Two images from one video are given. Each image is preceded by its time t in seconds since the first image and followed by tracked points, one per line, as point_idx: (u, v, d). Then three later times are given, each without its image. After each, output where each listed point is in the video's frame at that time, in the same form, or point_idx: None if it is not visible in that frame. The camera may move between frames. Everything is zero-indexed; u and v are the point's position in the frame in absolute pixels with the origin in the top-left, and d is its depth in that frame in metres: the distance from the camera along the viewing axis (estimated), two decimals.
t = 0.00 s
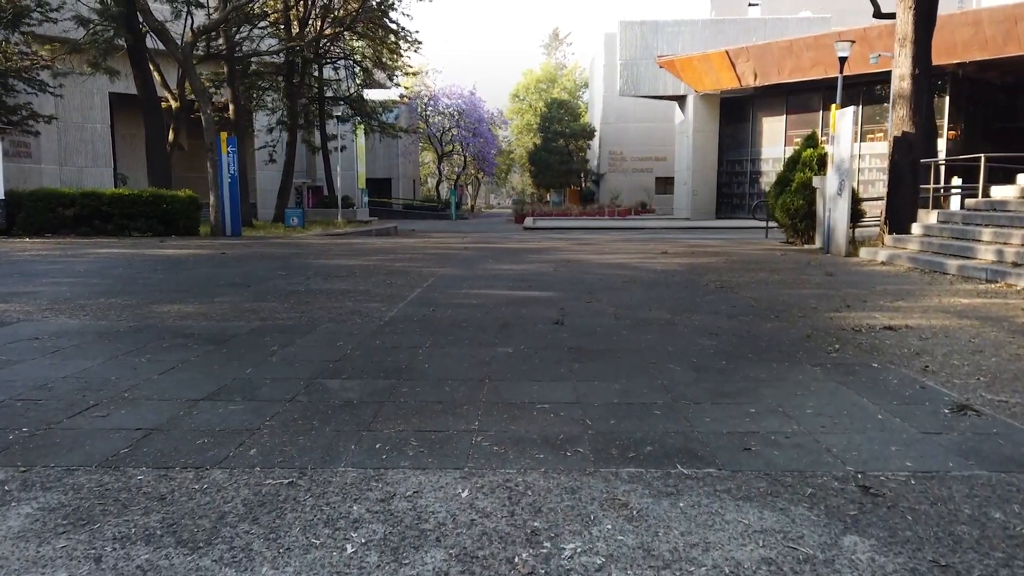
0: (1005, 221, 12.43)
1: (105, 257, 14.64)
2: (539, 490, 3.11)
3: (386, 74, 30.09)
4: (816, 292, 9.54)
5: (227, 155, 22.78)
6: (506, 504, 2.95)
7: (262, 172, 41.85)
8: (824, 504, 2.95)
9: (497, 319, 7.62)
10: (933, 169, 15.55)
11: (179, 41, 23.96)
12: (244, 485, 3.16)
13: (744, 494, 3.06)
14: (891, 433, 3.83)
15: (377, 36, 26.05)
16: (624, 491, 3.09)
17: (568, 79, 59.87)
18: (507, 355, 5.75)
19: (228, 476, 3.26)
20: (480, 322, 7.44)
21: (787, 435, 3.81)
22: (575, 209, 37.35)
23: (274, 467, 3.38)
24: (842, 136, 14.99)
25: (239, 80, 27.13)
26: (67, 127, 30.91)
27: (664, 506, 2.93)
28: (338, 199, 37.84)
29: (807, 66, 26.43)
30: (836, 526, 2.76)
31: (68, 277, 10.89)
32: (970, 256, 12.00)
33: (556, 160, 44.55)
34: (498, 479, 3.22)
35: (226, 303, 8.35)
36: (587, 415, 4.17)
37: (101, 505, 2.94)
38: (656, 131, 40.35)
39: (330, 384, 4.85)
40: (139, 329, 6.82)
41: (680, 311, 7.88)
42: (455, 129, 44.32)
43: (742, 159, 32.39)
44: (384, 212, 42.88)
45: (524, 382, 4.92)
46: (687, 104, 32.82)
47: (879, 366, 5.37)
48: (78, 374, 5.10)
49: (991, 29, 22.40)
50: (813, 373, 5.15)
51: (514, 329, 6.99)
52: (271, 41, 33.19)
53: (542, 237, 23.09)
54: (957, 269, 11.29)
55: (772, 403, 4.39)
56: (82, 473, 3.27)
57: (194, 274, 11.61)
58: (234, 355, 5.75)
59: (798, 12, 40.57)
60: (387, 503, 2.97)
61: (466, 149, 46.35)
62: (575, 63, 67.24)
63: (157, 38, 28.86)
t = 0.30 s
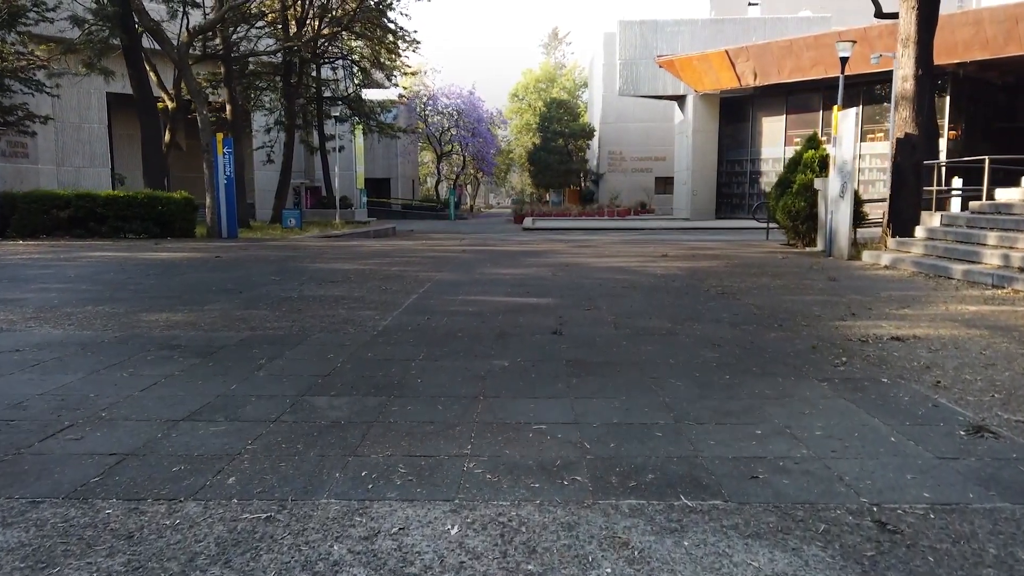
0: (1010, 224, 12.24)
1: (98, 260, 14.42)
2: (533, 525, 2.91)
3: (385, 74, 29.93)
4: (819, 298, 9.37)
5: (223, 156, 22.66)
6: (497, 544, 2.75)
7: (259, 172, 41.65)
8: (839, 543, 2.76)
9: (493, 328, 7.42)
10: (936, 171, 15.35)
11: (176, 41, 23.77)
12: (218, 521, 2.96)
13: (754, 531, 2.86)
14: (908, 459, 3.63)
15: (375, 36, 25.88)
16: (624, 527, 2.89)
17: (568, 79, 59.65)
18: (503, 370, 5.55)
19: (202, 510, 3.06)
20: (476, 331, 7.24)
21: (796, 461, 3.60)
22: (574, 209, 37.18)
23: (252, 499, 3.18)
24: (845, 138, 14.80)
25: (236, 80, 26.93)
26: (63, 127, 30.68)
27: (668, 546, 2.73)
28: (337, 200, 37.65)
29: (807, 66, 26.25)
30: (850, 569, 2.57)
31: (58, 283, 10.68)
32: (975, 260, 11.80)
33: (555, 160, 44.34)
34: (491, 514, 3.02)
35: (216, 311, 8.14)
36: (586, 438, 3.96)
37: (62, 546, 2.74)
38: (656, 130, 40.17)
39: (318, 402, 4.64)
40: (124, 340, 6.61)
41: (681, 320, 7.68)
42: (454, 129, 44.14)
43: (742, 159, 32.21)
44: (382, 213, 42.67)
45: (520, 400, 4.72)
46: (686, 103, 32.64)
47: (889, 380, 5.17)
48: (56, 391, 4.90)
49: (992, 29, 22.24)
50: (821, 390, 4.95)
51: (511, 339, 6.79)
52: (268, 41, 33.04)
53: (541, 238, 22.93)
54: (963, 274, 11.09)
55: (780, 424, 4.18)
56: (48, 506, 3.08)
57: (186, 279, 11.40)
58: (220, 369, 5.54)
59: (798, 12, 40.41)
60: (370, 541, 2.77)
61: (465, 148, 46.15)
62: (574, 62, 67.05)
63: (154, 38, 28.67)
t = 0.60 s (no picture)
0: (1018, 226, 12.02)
1: (90, 262, 14.18)
2: (532, 561, 2.69)
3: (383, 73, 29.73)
4: (825, 303, 9.15)
5: (219, 156, 22.28)
6: None
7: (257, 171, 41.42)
8: None
9: (490, 335, 7.19)
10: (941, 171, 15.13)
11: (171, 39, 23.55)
12: (189, 556, 2.72)
13: (772, 568, 2.63)
14: (932, 484, 3.39)
15: (374, 35, 25.69)
16: (630, 563, 2.66)
17: (567, 78, 59.49)
18: (500, 381, 5.31)
19: (172, 542, 2.83)
20: (474, 338, 7.01)
21: (812, 484, 3.38)
22: (574, 209, 36.98)
23: (228, 530, 2.94)
24: (849, 138, 14.58)
25: (233, 79, 26.73)
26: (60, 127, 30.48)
27: None
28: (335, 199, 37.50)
29: (808, 65, 26.05)
30: None
31: (46, 286, 10.45)
32: (983, 263, 11.58)
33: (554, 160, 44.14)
34: (485, 547, 2.79)
35: (205, 317, 7.91)
36: (587, 458, 3.73)
37: None
38: (656, 130, 39.98)
39: (304, 418, 4.40)
40: (107, 348, 6.37)
41: (683, 325, 7.46)
42: (453, 128, 43.95)
43: (743, 159, 32.03)
44: (382, 213, 42.55)
45: (517, 414, 4.48)
46: (686, 103, 32.45)
47: (904, 393, 4.94)
48: (30, 405, 4.66)
49: (994, 28, 22.04)
50: (833, 402, 4.72)
51: (509, 346, 6.57)
52: (266, 40, 32.81)
53: (540, 239, 22.66)
54: (971, 277, 10.86)
55: (793, 442, 3.95)
56: (6, 539, 2.85)
57: (178, 282, 11.16)
58: (204, 379, 5.32)
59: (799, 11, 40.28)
60: None
61: (464, 148, 45.95)
62: (573, 62, 66.92)
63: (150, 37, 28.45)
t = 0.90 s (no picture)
0: None
1: (81, 264, 13.90)
2: None
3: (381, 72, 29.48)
4: (831, 307, 8.89)
5: (214, 155, 21.99)
6: None
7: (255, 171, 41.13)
8: None
9: (487, 341, 6.91)
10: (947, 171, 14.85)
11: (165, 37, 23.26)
12: None
13: None
14: (961, 512, 3.12)
15: (371, 33, 25.45)
16: None
17: (566, 77, 59.23)
18: (495, 393, 5.03)
19: None
20: (469, 344, 6.73)
21: (831, 512, 3.11)
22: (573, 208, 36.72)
23: (191, 568, 2.68)
24: (854, 137, 14.31)
25: (229, 78, 26.45)
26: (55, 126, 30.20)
27: None
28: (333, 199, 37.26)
29: (808, 64, 25.82)
30: None
31: (30, 289, 10.15)
32: (992, 264, 11.32)
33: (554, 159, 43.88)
34: None
35: (191, 322, 7.62)
36: (588, 482, 3.45)
37: None
38: (656, 129, 39.73)
39: (286, 434, 4.13)
40: (86, 356, 6.09)
41: (687, 331, 7.19)
42: (452, 127, 43.69)
43: (743, 158, 31.79)
44: (380, 212, 42.29)
45: (512, 431, 4.20)
46: (686, 102, 32.21)
47: (922, 406, 4.67)
48: None
49: (997, 27, 21.75)
50: (848, 417, 4.45)
51: (506, 353, 6.31)
52: (263, 38, 32.54)
53: (539, 239, 22.39)
54: (981, 279, 10.60)
55: (809, 463, 3.68)
56: None
57: (167, 284, 10.87)
58: (183, 391, 5.04)
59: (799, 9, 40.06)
60: None
61: (463, 147, 45.70)
62: (573, 61, 66.68)
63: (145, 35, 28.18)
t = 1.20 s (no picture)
0: None
1: (69, 264, 13.56)
2: None
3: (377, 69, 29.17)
4: (839, 309, 8.58)
5: (208, 154, 21.66)
6: None
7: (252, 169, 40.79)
8: None
9: (482, 347, 6.60)
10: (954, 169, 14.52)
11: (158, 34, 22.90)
12: None
13: None
14: (1003, 548, 2.81)
15: (368, 31, 25.13)
16: None
17: (566, 75, 58.87)
18: (489, 406, 4.72)
19: None
20: (463, 351, 6.41)
21: (858, 548, 2.80)
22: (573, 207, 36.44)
23: None
24: (860, 134, 13.98)
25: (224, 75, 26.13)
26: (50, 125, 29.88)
27: None
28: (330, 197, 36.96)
29: (809, 61, 25.52)
30: None
31: (12, 291, 9.82)
32: (1004, 265, 11.00)
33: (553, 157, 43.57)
34: None
35: (175, 327, 7.29)
36: (589, 511, 3.14)
37: None
38: (656, 127, 39.42)
39: (261, 454, 3.81)
40: (59, 364, 5.77)
41: (692, 337, 6.87)
42: (450, 125, 43.37)
43: (743, 157, 31.51)
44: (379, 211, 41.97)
45: (507, 451, 3.89)
46: (686, 100, 31.89)
47: (947, 421, 4.36)
48: None
49: (1000, 24, 21.47)
50: (869, 434, 4.13)
51: (501, 361, 6.00)
52: (259, 35, 32.21)
53: (537, 239, 22.05)
54: (993, 281, 10.28)
55: (830, 489, 3.35)
56: None
57: (155, 286, 10.54)
58: (156, 404, 4.72)
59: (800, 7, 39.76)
60: None
61: (462, 145, 45.39)
62: (572, 59, 66.37)
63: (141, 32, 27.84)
